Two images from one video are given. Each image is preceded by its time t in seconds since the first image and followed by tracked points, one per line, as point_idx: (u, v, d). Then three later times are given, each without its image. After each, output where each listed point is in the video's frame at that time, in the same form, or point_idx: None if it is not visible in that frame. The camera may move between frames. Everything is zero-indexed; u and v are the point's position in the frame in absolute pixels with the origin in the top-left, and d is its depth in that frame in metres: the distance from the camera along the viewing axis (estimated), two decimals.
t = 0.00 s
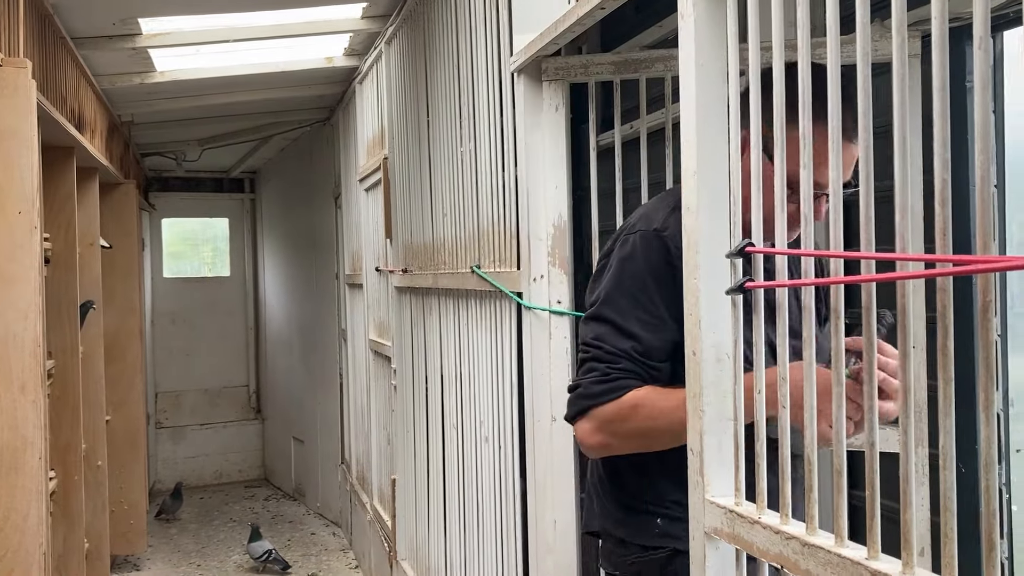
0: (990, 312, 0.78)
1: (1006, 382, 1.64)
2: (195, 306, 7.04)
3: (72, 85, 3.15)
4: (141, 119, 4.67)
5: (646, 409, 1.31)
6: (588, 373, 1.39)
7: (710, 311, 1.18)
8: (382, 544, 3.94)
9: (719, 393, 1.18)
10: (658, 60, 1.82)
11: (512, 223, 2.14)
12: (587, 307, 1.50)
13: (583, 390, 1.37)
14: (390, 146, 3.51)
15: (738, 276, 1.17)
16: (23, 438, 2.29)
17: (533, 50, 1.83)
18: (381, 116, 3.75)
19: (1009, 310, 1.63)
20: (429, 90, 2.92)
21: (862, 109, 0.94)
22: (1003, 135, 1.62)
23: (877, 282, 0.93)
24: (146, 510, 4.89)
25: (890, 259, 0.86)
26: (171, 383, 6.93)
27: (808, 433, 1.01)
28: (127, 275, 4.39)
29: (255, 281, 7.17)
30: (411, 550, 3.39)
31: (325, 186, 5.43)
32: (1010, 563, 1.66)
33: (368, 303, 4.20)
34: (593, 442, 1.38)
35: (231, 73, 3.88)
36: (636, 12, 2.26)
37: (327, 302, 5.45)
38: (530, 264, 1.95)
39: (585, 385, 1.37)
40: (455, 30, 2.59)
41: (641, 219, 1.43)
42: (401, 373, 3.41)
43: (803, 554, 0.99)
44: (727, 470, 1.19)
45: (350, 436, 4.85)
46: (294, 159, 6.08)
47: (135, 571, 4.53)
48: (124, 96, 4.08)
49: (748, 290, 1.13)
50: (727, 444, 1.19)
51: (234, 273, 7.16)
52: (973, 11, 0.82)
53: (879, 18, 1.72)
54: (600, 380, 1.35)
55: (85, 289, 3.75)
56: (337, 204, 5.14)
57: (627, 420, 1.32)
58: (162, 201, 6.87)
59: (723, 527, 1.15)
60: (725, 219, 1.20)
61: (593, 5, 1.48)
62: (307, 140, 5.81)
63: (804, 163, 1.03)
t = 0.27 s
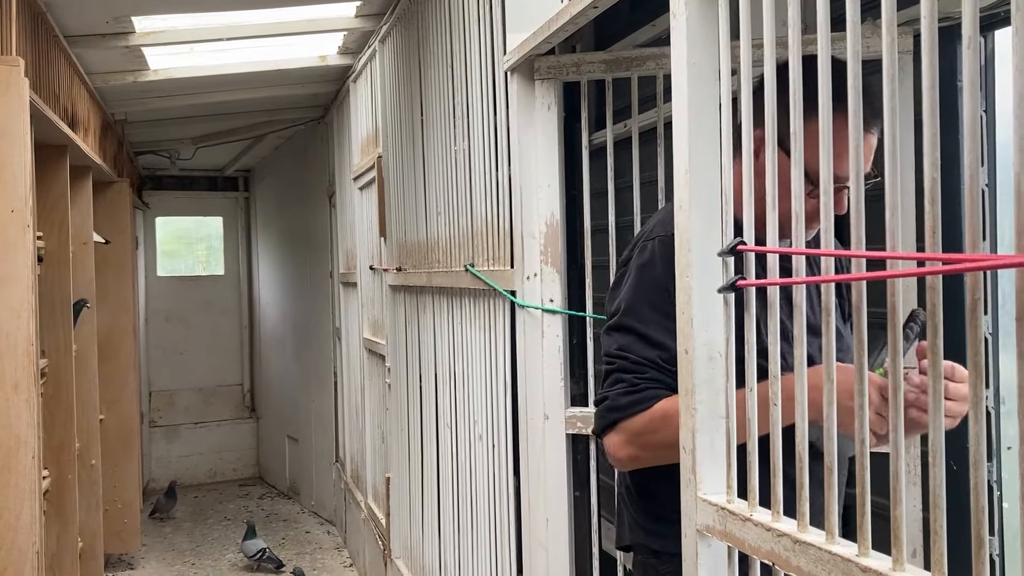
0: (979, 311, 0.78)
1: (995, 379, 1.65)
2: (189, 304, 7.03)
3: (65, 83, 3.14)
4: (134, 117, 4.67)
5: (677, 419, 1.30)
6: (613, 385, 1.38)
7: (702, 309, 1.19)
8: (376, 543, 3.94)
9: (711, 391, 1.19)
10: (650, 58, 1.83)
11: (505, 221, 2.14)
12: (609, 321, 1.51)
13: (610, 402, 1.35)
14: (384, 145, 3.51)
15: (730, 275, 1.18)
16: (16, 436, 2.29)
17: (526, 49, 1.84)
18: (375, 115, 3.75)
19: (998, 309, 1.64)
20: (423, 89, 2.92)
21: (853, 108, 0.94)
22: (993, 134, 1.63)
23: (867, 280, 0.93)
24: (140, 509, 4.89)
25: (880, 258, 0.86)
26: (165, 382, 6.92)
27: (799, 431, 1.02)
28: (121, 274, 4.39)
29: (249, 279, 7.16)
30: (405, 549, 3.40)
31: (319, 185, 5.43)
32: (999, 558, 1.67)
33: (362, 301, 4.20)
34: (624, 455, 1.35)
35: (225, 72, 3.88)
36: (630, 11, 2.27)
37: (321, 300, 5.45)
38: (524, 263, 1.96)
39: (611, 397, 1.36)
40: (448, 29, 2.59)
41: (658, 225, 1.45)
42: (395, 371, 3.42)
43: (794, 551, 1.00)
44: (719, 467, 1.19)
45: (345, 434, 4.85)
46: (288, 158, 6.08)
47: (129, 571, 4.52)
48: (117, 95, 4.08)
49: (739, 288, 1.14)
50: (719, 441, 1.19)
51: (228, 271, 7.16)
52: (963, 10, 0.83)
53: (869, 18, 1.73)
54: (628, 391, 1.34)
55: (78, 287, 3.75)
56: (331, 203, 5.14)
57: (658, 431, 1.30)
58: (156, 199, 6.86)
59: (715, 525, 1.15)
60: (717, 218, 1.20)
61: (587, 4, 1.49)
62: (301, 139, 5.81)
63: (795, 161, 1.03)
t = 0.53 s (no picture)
0: (970, 308, 0.78)
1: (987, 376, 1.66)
2: (182, 303, 7.02)
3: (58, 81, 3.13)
4: (126, 115, 4.66)
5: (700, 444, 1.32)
6: (642, 409, 1.40)
7: (695, 308, 1.19)
8: (370, 541, 3.94)
9: (704, 389, 1.19)
10: (639, 55, 1.81)
11: (499, 220, 2.14)
12: (638, 335, 1.52)
13: (638, 428, 1.37)
14: (378, 143, 3.51)
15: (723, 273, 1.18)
16: (8, 435, 2.28)
17: (519, 47, 1.84)
18: (368, 113, 3.74)
19: (990, 307, 1.64)
20: (416, 87, 2.92)
21: (845, 107, 0.94)
22: (985, 132, 1.63)
23: (859, 278, 0.94)
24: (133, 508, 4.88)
25: (872, 256, 0.86)
26: (158, 380, 6.91)
27: (793, 429, 1.02)
28: (114, 273, 4.38)
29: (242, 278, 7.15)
30: (399, 547, 3.40)
31: (313, 183, 5.42)
32: (991, 554, 1.68)
33: (355, 299, 4.19)
34: (653, 481, 1.38)
35: (217, 70, 3.87)
36: (624, 9, 2.27)
37: (314, 299, 5.44)
38: (517, 261, 1.96)
39: (639, 422, 1.38)
40: (442, 28, 2.59)
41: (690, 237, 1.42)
42: (388, 369, 3.42)
43: (787, 548, 1.00)
44: (712, 465, 1.20)
45: (338, 433, 4.85)
46: (282, 156, 6.07)
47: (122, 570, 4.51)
48: (110, 93, 4.07)
49: (732, 286, 1.14)
50: (712, 439, 1.19)
51: (221, 270, 7.15)
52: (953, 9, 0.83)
53: (860, 16, 1.73)
54: (655, 417, 1.36)
55: (71, 286, 3.74)
56: (324, 201, 5.13)
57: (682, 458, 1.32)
58: (149, 197, 6.85)
59: (709, 522, 1.16)
60: (711, 216, 1.20)
61: (580, 3, 1.49)
62: (295, 137, 5.80)
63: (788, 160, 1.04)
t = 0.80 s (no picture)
0: (957, 304, 0.79)
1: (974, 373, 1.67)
2: (173, 300, 7.00)
3: (47, 78, 3.11)
4: (117, 112, 4.64)
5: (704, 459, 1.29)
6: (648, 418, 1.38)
7: (685, 305, 1.19)
8: (362, 539, 3.94)
9: (694, 385, 1.19)
10: (627, 51, 1.82)
11: (490, 217, 2.14)
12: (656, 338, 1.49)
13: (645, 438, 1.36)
14: (369, 140, 3.50)
15: (713, 270, 1.19)
16: None
17: (511, 44, 1.84)
18: (360, 110, 3.74)
19: (980, 305, 1.65)
20: (408, 84, 2.92)
21: (834, 104, 0.95)
22: (973, 130, 1.65)
23: (848, 274, 0.94)
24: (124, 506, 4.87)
25: (861, 252, 0.87)
26: (148, 378, 6.89)
27: (782, 425, 1.03)
28: (104, 270, 4.36)
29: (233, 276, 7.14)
30: (390, 545, 3.40)
31: (304, 180, 5.41)
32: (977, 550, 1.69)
33: (347, 297, 4.19)
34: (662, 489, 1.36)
35: (208, 66, 3.86)
36: (615, 7, 2.28)
37: (306, 296, 5.44)
38: (508, 258, 1.96)
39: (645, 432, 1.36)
40: (433, 25, 2.59)
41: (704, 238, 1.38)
42: (380, 366, 3.42)
43: (777, 544, 1.01)
44: (702, 461, 1.20)
45: (330, 430, 4.84)
46: (273, 153, 6.05)
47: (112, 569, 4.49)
48: (100, 89, 4.05)
49: (722, 283, 1.14)
50: (702, 435, 1.20)
51: (212, 267, 7.13)
52: (940, 6, 0.84)
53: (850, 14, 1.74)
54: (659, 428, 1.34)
55: (61, 284, 3.72)
56: (316, 198, 5.12)
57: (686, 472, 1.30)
58: (140, 195, 6.82)
59: (699, 518, 1.16)
60: (700, 213, 1.21)
61: None
62: (286, 134, 5.79)
63: (777, 157, 1.04)
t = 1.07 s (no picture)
0: (943, 300, 0.79)
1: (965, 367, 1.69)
2: (162, 297, 6.98)
3: (35, 74, 3.10)
4: (105, 109, 4.62)
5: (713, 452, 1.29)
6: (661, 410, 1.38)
7: (674, 301, 1.20)
8: (352, 535, 3.95)
9: (683, 381, 1.20)
10: (609, 45, 1.79)
11: (480, 214, 2.15)
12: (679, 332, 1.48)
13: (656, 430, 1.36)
14: (359, 137, 3.50)
15: (702, 267, 1.19)
16: None
17: (501, 41, 1.84)
18: (350, 107, 3.73)
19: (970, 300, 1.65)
20: (398, 81, 2.91)
21: (823, 102, 0.95)
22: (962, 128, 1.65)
23: (835, 271, 0.95)
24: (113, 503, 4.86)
25: (848, 249, 0.87)
26: (137, 375, 6.87)
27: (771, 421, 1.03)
28: (93, 267, 4.35)
29: (223, 273, 7.12)
30: (380, 542, 3.40)
31: (294, 177, 5.40)
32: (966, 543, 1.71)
33: (337, 294, 4.19)
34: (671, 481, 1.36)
35: (198, 63, 3.84)
36: (606, 3, 2.28)
37: (295, 293, 5.43)
38: (498, 255, 1.96)
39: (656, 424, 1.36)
40: (423, 21, 2.59)
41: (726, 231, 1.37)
42: (370, 364, 3.42)
43: (764, 539, 1.01)
44: (691, 458, 1.21)
45: (320, 427, 4.84)
46: (262, 150, 6.04)
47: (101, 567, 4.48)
48: (88, 86, 4.03)
49: (711, 280, 1.15)
50: (691, 431, 1.20)
51: (201, 264, 7.11)
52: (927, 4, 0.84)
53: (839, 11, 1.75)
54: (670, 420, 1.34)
55: (49, 281, 3.70)
56: (305, 195, 5.11)
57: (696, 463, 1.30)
58: (128, 191, 6.80)
59: (688, 513, 1.17)
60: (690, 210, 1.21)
61: None
62: (275, 131, 5.78)
63: (767, 155, 1.05)
